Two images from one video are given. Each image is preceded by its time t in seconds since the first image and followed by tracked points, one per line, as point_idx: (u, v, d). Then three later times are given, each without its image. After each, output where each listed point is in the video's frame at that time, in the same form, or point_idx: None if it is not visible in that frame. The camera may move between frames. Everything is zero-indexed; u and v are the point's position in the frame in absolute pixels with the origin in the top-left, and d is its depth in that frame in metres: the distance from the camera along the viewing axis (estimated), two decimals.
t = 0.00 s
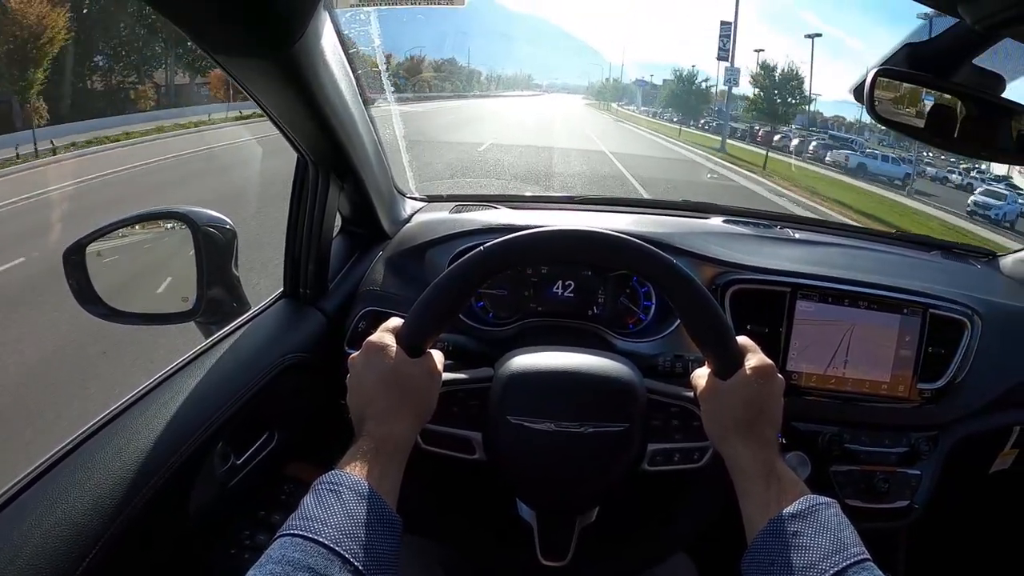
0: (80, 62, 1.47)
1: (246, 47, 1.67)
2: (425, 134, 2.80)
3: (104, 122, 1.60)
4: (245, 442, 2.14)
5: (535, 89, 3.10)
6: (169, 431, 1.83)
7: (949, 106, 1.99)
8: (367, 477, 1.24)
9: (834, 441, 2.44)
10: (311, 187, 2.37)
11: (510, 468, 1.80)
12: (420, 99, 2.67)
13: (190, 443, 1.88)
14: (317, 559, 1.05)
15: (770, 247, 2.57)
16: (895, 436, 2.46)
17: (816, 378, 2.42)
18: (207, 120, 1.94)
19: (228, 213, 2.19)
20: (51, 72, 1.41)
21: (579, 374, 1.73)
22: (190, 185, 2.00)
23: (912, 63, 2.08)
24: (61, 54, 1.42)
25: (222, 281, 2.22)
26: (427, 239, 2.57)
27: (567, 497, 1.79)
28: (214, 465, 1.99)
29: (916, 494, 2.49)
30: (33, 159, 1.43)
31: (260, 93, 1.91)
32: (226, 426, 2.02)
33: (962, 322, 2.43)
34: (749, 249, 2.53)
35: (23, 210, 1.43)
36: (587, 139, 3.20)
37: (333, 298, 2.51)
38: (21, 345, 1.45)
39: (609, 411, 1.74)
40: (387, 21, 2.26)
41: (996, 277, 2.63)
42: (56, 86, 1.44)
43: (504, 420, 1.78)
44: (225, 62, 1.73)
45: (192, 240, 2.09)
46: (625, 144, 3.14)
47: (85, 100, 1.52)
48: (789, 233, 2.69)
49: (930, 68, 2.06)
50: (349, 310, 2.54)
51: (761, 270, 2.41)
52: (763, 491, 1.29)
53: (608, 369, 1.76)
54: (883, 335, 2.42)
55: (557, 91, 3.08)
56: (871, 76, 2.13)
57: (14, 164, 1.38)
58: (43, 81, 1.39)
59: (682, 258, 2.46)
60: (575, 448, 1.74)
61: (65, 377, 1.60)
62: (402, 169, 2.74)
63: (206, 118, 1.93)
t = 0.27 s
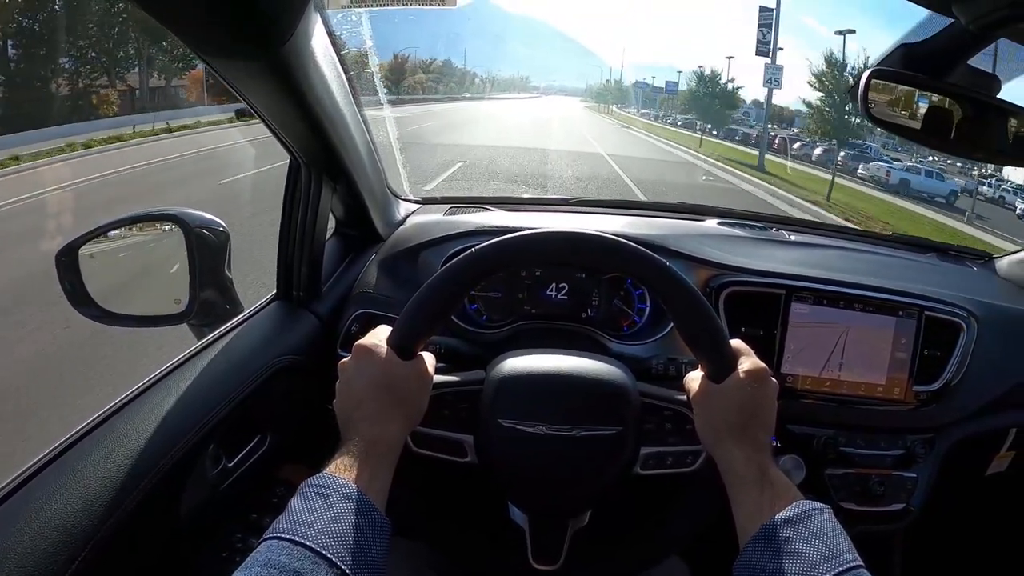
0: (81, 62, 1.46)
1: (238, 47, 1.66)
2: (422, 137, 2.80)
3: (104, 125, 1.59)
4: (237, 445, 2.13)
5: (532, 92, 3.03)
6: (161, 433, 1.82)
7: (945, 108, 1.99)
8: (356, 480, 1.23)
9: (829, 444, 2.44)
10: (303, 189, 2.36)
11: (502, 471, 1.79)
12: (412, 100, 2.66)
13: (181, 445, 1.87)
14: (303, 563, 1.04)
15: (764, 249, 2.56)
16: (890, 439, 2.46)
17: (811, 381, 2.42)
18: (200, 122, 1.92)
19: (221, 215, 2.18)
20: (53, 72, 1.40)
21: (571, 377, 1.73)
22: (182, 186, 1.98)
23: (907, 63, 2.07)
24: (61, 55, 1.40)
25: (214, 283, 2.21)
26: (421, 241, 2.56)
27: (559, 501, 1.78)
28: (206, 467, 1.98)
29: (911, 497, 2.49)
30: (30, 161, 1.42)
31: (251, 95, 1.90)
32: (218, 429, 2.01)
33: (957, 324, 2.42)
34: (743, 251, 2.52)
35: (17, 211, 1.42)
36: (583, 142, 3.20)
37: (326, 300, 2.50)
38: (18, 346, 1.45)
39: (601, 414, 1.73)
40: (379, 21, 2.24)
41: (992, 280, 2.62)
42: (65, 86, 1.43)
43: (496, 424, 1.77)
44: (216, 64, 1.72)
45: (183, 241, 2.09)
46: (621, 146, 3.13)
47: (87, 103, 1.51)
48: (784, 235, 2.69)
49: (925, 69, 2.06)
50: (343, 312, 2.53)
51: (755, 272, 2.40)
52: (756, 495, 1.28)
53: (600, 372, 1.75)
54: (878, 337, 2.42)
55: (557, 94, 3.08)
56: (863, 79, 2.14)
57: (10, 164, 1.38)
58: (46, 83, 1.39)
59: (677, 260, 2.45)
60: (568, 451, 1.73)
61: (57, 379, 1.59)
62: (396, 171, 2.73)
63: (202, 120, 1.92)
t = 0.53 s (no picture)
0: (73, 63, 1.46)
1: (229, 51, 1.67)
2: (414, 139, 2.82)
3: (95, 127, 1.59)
4: (230, 445, 2.14)
5: (528, 93, 3.06)
6: (154, 435, 1.82)
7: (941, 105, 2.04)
8: (342, 478, 1.23)
9: (819, 443, 2.45)
10: (295, 190, 2.36)
11: (491, 471, 1.80)
12: (404, 102, 2.66)
13: (174, 446, 1.88)
14: (289, 561, 1.05)
15: (756, 250, 2.57)
16: (880, 439, 2.47)
17: (801, 381, 2.43)
18: (192, 123, 1.92)
19: (214, 216, 2.18)
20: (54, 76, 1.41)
21: (561, 378, 1.73)
22: (174, 189, 1.99)
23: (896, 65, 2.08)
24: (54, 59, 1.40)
25: (208, 285, 2.19)
26: (413, 242, 2.57)
27: (549, 501, 1.79)
28: (198, 468, 1.99)
29: (901, 496, 2.50)
30: (25, 164, 1.42)
31: (242, 96, 1.90)
32: (211, 430, 2.02)
33: (948, 324, 2.43)
34: (734, 252, 2.53)
35: (12, 211, 1.43)
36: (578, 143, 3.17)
37: (318, 301, 2.51)
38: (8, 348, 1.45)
39: (591, 415, 1.74)
40: (370, 24, 2.25)
41: (983, 279, 2.64)
42: (61, 90, 1.44)
43: (486, 424, 1.78)
44: (207, 67, 1.73)
45: (177, 243, 2.08)
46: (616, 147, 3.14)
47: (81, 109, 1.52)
48: (775, 236, 2.70)
49: (915, 71, 2.07)
50: (335, 313, 2.53)
51: (745, 273, 2.41)
52: (744, 495, 1.28)
53: (590, 372, 1.75)
54: (869, 337, 2.43)
55: (550, 94, 3.04)
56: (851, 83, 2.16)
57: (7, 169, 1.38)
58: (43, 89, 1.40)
59: (668, 261, 2.46)
60: (557, 452, 1.74)
61: (51, 380, 1.60)
62: (388, 172, 2.74)
63: (194, 123, 1.92)
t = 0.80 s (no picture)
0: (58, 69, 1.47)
1: (227, 58, 1.68)
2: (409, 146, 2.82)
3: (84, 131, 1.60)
4: (229, 449, 2.15)
5: (525, 96, 3.10)
6: (154, 439, 1.84)
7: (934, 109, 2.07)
8: (342, 479, 1.25)
9: (814, 445, 2.46)
10: (294, 196, 2.37)
11: (488, 474, 1.81)
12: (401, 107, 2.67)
13: (174, 450, 1.89)
14: (290, 559, 1.06)
15: (751, 253, 2.58)
16: (875, 440, 2.48)
17: (796, 383, 2.44)
18: (190, 128, 1.93)
19: (212, 221, 2.19)
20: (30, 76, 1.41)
21: (557, 382, 1.75)
22: (172, 194, 2.00)
23: (887, 69, 2.10)
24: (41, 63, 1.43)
25: (205, 289, 2.21)
26: (410, 247, 2.58)
27: (546, 504, 1.80)
28: (198, 471, 2.00)
29: (896, 497, 2.51)
30: (20, 166, 1.44)
31: (239, 103, 1.91)
32: (210, 433, 2.03)
33: (942, 325, 2.45)
34: (730, 255, 2.55)
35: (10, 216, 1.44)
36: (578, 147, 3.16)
37: (316, 305, 2.52)
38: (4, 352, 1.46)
39: (587, 418, 1.75)
40: (365, 31, 2.26)
41: (976, 281, 2.66)
42: (39, 96, 1.44)
43: (483, 427, 1.79)
44: (205, 74, 1.74)
45: (175, 249, 2.09)
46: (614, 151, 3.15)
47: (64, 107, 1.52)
48: (770, 239, 2.72)
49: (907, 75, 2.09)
50: (332, 317, 2.55)
51: (740, 276, 2.43)
52: (738, 498, 1.30)
53: (586, 375, 1.77)
54: (863, 339, 2.44)
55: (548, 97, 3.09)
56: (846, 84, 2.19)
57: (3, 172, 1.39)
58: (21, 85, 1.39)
59: (663, 265, 2.48)
60: (554, 455, 1.75)
61: (50, 384, 1.61)
62: (385, 177, 2.75)
63: (192, 127, 1.93)
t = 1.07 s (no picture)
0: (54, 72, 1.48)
1: (227, 64, 1.69)
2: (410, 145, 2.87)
3: (78, 133, 1.61)
4: (229, 451, 2.16)
5: (522, 100, 3.18)
6: (155, 442, 1.84)
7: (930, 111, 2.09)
8: (340, 475, 1.26)
9: (812, 446, 2.47)
10: (293, 199, 2.38)
11: (487, 476, 1.82)
12: (400, 111, 2.68)
13: (175, 453, 1.90)
14: (287, 557, 1.07)
15: (749, 256, 2.59)
16: (873, 441, 2.49)
17: (794, 384, 2.45)
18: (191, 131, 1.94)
19: (212, 224, 2.20)
20: (25, 74, 1.42)
21: (556, 384, 1.76)
22: (173, 198, 2.01)
23: (884, 72, 2.12)
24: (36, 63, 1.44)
25: (205, 291, 2.22)
26: (410, 250, 2.59)
27: (544, 506, 1.81)
28: (198, 474, 2.00)
29: (894, 498, 2.52)
30: (19, 167, 1.46)
31: (240, 107, 1.92)
32: (211, 436, 2.04)
33: (939, 327, 2.46)
34: (728, 257, 2.56)
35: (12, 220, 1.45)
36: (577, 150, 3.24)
37: (315, 308, 2.53)
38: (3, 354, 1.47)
39: (586, 421, 1.76)
40: (366, 35, 2.28)
41: (974, 282, 2.67)
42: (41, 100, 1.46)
43: (482, 429, 1.80)
44: (206, 79, 1.75)
45: (175, 251, 2.10)
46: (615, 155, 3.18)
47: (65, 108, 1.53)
48: (769, 242, 2.73)
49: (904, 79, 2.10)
50: (332, 320, 2.55)
51: (739, 279, 2.44)
52: (735, 505, 1.31)
53: (585, 378, 1.78)
54: (861, 341, 2.45)
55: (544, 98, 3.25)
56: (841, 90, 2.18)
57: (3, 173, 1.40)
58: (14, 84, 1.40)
59: (661, 268, 2.49)
60: (553, 457, 1.76)
61: (50, 387, 1.62)
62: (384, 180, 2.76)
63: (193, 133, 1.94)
